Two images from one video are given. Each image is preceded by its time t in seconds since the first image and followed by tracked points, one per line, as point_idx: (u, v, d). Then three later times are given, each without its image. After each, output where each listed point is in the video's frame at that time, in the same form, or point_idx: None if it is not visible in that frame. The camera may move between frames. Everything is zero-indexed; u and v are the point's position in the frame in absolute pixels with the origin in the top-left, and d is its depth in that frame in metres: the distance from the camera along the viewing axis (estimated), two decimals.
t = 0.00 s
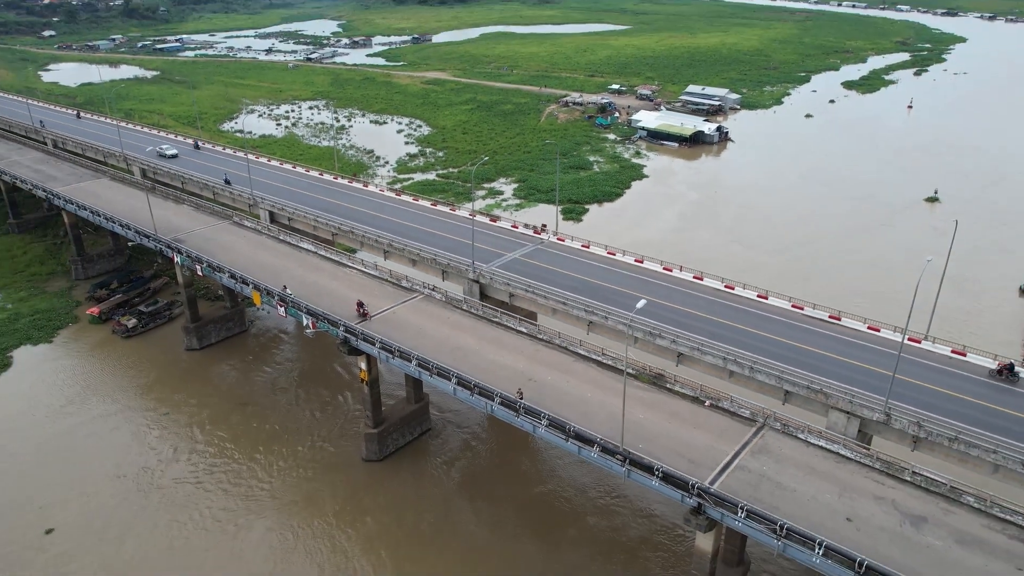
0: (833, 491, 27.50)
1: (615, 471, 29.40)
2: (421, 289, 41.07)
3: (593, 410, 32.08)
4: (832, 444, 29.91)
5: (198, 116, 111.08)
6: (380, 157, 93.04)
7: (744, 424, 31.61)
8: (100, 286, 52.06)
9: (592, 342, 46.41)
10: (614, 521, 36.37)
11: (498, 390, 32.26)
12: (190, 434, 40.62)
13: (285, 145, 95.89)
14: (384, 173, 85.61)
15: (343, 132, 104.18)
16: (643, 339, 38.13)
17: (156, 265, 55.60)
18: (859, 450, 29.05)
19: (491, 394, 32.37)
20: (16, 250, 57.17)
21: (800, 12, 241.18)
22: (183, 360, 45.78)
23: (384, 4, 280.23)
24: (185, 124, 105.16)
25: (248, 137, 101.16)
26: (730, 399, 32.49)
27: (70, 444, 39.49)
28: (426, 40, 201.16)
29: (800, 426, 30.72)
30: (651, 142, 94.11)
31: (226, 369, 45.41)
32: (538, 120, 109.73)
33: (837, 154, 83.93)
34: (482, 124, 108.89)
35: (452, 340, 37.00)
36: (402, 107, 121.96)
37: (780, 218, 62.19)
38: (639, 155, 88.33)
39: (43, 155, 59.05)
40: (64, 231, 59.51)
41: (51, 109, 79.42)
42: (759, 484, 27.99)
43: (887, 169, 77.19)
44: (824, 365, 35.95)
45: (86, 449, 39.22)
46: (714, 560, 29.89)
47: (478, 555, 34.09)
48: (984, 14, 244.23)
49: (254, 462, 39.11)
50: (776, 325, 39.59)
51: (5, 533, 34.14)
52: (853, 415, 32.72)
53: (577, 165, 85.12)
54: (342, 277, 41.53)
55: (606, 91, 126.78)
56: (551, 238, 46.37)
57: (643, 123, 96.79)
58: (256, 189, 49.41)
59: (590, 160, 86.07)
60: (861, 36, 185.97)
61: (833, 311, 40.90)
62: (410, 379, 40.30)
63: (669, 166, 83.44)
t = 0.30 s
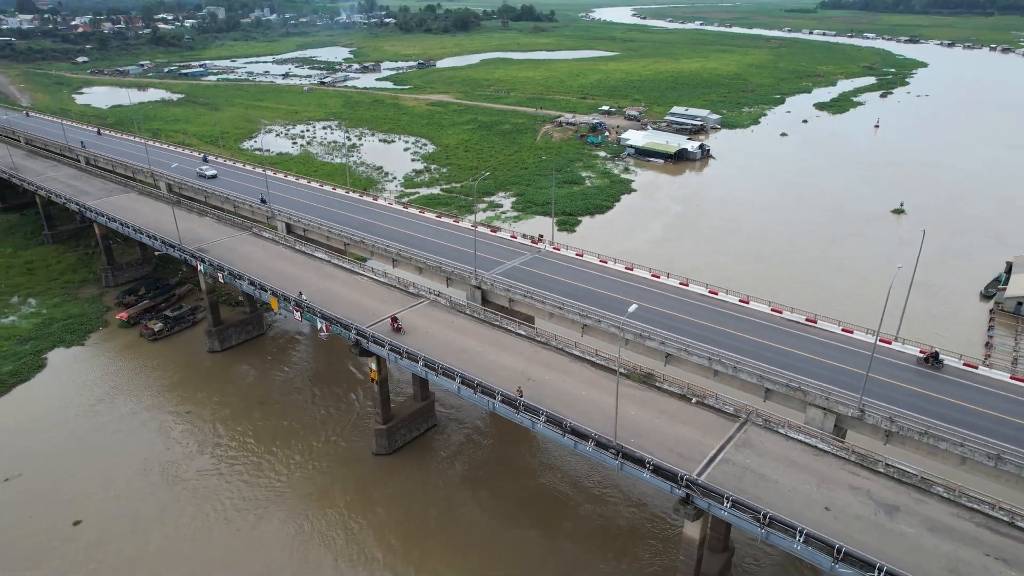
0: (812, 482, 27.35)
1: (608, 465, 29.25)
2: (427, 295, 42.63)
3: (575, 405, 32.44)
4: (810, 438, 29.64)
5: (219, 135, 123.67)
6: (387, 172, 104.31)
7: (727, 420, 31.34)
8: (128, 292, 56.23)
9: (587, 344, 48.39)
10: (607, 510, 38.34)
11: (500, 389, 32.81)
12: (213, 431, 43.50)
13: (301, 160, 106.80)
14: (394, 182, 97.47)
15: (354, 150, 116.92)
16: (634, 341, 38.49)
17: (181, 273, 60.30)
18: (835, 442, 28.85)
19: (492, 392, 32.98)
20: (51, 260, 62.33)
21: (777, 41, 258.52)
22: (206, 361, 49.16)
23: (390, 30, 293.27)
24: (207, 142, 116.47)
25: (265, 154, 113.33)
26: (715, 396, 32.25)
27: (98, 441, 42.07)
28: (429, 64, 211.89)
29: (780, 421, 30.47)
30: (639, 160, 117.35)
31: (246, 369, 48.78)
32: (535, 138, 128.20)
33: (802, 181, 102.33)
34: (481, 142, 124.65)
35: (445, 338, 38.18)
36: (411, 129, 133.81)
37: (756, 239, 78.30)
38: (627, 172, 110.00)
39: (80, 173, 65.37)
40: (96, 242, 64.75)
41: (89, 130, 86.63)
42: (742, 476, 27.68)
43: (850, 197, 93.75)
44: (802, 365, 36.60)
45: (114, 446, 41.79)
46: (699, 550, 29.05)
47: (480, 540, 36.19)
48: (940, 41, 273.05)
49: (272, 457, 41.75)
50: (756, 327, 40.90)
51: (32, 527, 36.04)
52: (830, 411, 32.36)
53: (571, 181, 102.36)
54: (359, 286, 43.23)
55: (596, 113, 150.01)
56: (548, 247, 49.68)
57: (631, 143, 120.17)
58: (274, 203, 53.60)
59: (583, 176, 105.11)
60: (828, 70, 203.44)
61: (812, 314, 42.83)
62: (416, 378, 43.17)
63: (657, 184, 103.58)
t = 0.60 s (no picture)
0: (804, 479, 25.21)
1: (607, 465, 27.23)
2: (428, 301, 41.85)
3: (551, 398, 31.02)
4: (800, 437, 27.39)
5: (226, 148, 126.76)
6: (388, 184, 106.87)
7: (720, 420, 29.08)
8: (137, 300, 58.31)
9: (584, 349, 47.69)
10: (610, 507, 37.92)
11: (500, 391, 30.76)
12: (219, 434, 43.92)
13: (305, 173, 109.83)
14: (394, 194, 100.61)
15: (355, 163, 119.92)
16: (629, 344, 35.52)
17: (189, 281, 62.43)
18: (825, 441, 26.62)
19: (494, 394, 30.87)
20: (62, 269, 64.21)
21: (759, 60, 265.26)
22: (213, 366, 50.73)
23: (389, 47, 298.49)
24: (213, 155, 119.46)
25: (270, 166, 116.32)
26: (708, 397, 29.95)
27: (107, 444, 42.65)
28: (427, 80, 216.54)
29: (771, 421, 28.19)
30: (629, 170, 121.20)
31: (252, 373, 50.33)
32: (529, 150, 131.66)
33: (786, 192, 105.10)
34: (477, 154, 127.71)
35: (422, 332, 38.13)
36: (410, 142, 135.69)
37: (741, 245, 82.01)
38: (617, 181, 113.69)
39: (90, 184, 68.03)
40: (106, 251, 66.74)
41: (100, 144, 89.46)
42: (736, 473, 25.66)
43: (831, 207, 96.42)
44: (797, 363, 32.88)
45: (122, 448, 42.33)
46: (696, 547, 27.66)
47: (483, 537, 36.02)
48: (916, 57, 283.10)
49: (276, 459, 41.88)
50: (749, 326, 37.13)
51: (43, 528, 36.16)
52: (818, 411, 29.18)
53: (565, 191, 105.71)
54: (358, 291, 43.77)
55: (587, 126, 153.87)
56: (544, 253, 50.58)
57: (620, 153, 124.26)
58: (281, 215, 56.50)
59: (575, 187, 108.30)
60: (810, 85, 209.10)
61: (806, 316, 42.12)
62: (417, 381, 43.45)
63: (646, 193, 107.44)
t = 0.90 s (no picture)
0: (809, 485, 24.94)
1: (610, 473, 26.83)
2: (425, 308, 41.30)
3: (551, 404, 30.65)
4: (804, 442, 27.14)
5: (217, 157, 126.04)
6: (380, 192, 106.58)
7: (723, 426, 28.79)
8: (128, 309, 57.52)
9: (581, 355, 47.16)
10: (612, 515, 37.35)
11: (500, 399, 30.32)
12: (211, 445, 43.00)
13: (297, 182, 109.30)
14: (387, 202, 100.39)
15: (347, 171, 119.50)
16: (628, 350, 35.22)
17: (181, 291, 61.74)
18: (829, 446, 26.36)
19: (494, 402, 30.44)
20: (51, 278, 63.24)
21: (747, 68, 267.78)
22: (206, 376, 49.93)
23: (380, 56, 299.08)
24: (204, 164, 118.75)
25: (261, 175, 115.71)
26: (710, 403, 29.68)
27: (97, 456, 41.67)
28: (418, 89, 216.89)
29: (775, 426, 27.92)
30: (621, 177, 121.50)
31: (245, 383, 49.50)
32: (522, 158, 131.81)
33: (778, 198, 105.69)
34: (470, 161, 127.77)
35: (418, 339, 37.62)
36: (402, 151, 135.41)
37: (735, 251, 82.16)
38: (610, 189, 113.91)
39: (80, 193, 67.19)
40: (96, 260, 65.87)
41: (91, 153, 88.67)
42: (741, 480, 25.34)
43: (823, 212, 96.98)
44: (800, 367, 32.72)
45: (113, 460, 41.42)
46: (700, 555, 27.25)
47: (484, 548, 35.28)
48: (902, 65, 286.68)
49: (270, 470, 41.00)
50: (749, 330, 37.00)
51: (28, 545, 35.06)
52: (821, 416, 28.95)
53: (558, 198, 105.64)
54: (354, 298, 43.14)
55: (579, 134, 154.25)
56: (540, 260, 50.18)
57: (613, 160, 124.67)
58: (275, 223, 56.10)
59: (568, 194, 108.27)
60: (797, 93, 211.29)
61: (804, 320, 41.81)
62: (413, 389, 42.60)
63: (638, 199, 107.71)
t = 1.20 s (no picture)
0: (815, 486, 24.75)
1: (614, 477, 26.56)
2: (422, 313, 40.76)
3: (553, 409, 30.31)
4: (807, 444, 26.99)
5: (205, 164, 124.97)
6: (371, 198, 106.05)
7: (726, 428, 28.59)
8: (117, 317, 56.55)
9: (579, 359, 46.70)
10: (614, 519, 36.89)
11: (500, 403, 29.94)
12: (201, 456, 42.03)
13: (286, 188, 108.53)
14: (378, 208, 99.91)
15: (337, 177, 118.86)
16: (628, 353, 34.96)
17: (171, 298, 60.87)
18: (833, 447, 26.23)
19: (495, 407, 30.04)
20: (37, 287, 62.07)
21: (734, 74, 270.17)
22: (197, 385, 49.04)
23: (368, 63, 298.66)
24: (193, 171, 117.69)
25: (250, 181, 114.79)
26: (712, 405, 29.52)
27: (85, 468, 40.66)
28: (407, 95, 216.63)
29: (778, 428, 27.76)
30: (612, 182, 121.80)
31: (237, 392, 48.65)
32: (512, 164, 131.80)
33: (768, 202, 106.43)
34: (461, 167, 127.63)
35: (416, 344, 37.15)
36: (393, 157, 134.87)
37: (728, 255, 82.35)
38: (601, 193, 114.12)
39: (66, 200, 66.15)
40: (83, 268, 64.80)
41: (77, 160, 87.51)
42: (747, 483, 25.13)
43: (813, 216, 97.67)
44: (801, 368, 32.58)
45: (102, 472, 40.41)
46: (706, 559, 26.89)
47: (484, 556, 34.64)
48: (885, 71, 290.63)
49: (263, 481, 40.05)
50: (750, 332, 36.80)
51: (12, 562, 33.98)
52: (824, 417, 28.82)
53: (550, 203, 105.59)
54: (349, 304, 42.55)
55: (569, 139, 154.66)
56: (537, 263, 49.78)
57: (604, 165, 125.00)
58: (267, 229, 55.46)
59: (560, 199, 108.29)
60: (784, 98, 213.24)
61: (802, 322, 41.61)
62: (410, 394, 41.91)
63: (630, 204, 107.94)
